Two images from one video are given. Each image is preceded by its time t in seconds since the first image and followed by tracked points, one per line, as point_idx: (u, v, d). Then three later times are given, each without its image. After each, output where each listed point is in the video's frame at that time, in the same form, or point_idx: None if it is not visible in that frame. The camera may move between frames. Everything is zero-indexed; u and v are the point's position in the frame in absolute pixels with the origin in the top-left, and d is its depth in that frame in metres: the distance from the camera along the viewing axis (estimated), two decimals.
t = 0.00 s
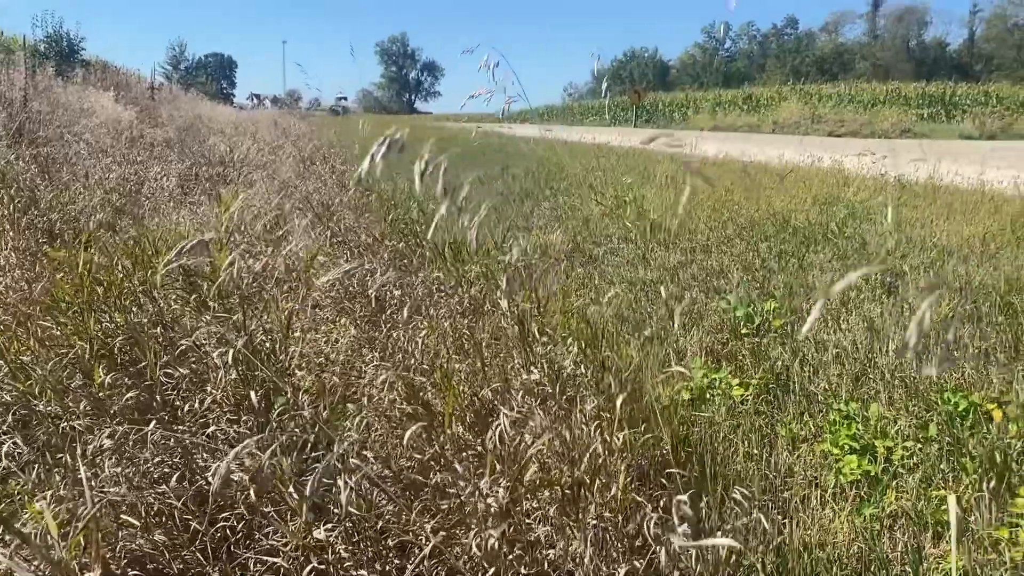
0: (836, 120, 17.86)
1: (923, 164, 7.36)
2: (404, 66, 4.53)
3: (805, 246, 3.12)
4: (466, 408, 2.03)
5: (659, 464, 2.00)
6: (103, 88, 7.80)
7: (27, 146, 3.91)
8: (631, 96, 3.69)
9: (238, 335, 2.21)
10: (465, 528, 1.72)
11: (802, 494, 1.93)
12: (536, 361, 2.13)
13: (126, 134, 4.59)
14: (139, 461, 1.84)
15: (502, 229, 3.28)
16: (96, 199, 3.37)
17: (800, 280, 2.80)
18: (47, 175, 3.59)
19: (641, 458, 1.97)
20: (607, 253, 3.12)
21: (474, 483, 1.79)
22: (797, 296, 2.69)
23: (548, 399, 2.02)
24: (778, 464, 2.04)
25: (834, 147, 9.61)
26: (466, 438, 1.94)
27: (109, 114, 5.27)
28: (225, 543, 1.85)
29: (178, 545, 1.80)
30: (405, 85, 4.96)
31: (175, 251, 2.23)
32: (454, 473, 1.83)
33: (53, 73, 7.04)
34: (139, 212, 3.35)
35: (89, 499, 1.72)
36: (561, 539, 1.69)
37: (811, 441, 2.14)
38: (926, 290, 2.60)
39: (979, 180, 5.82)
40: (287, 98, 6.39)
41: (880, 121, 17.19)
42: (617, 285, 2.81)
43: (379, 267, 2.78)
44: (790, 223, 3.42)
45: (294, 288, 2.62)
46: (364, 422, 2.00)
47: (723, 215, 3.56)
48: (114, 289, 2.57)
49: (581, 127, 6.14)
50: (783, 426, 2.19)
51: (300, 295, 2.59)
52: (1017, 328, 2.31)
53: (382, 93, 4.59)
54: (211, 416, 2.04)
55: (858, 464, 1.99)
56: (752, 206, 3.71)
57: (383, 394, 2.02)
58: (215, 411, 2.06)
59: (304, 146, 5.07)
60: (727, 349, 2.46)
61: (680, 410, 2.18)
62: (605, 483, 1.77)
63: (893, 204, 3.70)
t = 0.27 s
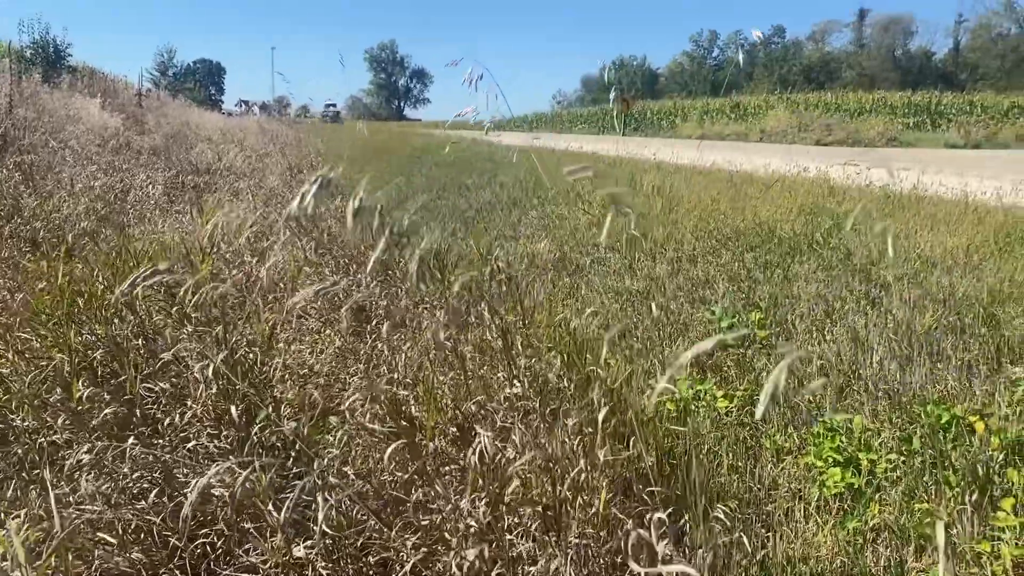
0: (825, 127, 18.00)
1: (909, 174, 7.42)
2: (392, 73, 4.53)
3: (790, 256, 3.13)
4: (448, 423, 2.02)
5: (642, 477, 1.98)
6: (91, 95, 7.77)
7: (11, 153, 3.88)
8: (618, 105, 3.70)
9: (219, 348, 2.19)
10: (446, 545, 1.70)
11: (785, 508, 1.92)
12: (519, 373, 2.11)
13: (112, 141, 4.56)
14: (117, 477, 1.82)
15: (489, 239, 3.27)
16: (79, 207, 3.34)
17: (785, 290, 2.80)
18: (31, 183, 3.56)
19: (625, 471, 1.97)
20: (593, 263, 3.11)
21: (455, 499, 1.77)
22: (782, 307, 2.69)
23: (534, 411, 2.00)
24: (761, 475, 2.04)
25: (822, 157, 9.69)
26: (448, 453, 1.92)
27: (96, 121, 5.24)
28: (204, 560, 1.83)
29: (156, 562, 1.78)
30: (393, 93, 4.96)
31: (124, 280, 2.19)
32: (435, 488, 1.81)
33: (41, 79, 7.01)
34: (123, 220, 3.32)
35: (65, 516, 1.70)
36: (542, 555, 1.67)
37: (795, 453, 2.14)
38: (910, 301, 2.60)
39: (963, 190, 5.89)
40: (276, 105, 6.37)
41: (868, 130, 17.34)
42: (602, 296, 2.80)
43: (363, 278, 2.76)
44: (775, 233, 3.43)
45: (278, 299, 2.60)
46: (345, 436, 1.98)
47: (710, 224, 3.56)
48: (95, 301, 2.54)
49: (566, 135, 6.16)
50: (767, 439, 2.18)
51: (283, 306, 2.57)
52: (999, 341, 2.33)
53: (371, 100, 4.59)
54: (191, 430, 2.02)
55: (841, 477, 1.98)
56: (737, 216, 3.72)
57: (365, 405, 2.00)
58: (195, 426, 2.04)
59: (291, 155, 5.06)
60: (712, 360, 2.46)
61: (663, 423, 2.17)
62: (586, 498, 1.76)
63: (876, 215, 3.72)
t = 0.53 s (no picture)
0: (815, 137, 18.14)
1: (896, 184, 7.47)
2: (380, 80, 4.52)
3: (775, 266, 3.14)
4: (429, 435, 2.01)
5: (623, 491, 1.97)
6: (81, 102, 7.75)
7: None
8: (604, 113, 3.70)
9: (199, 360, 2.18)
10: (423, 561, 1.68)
11: (766, 521, 1.91)
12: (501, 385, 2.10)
13: (98, 149, 4.54)
14: (93, 492, 1.80)
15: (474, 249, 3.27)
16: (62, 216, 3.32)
17: (770, 301, 2.81)
18: (14, 192, 3.54)
19: (607, 485, 1.97)
20: (579, 273, 3.11)
21: (434, 514, 1.76)
22: (766, 317, 2.69)
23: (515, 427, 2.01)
24: (743, 488, 2.04)
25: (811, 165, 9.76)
26: (428, 467, 1.91)
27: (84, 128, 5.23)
28: None
29: None
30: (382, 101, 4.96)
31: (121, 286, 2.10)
32: (414, 503, 1.80)
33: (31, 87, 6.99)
34: (106, 228, 3.30)
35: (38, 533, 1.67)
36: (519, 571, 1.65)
37: (778, 466, 2.14)
38: (893, 312, 2.61)
39: (948, 201, 5.93)
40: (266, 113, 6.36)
41: (857, 140, 17.48)
42: (586, 306, 2.80)
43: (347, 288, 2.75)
44: (760, 243, 3.44)
45: (260, 310, 2.59)
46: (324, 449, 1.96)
47: (696, 233, 3.57)
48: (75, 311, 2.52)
49: (554, 143, 6.17)
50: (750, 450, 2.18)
51: (266, 317, 2.56)
52: (981, 352, 2.33)
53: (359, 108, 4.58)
54: (169, 444, 2.00)
55: (823, 489, 1.93)
56: (722, 226, 3.73)
57: (346, 422, 2.01)
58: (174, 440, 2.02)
59: (280, 163, 5.05)
60: (695, 370, 2.45)
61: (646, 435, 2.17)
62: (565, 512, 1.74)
63: (860, 226, 3.74)
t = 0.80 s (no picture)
0: (802, 146, 18.32)
1: (880, 195, 7.55)
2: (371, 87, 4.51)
3: (759, 275, 3.14)
4: (411, 448, 1.99)
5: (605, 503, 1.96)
6: (66, 109, 7.70)
7: None
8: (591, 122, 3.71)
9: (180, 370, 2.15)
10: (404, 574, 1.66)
11: (751, 533, 1.89)
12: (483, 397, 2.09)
13: (82, 157, 4.50)
14: (70, 505, 1.77)
15: (460, 258, 3.26)
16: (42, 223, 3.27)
17: (755, 310, 2.81)
18: None
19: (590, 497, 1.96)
20: (565, 282, 3.11)
21: (415, 527, 1.73)
22: (751, 328, 2.70)
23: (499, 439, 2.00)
24: (727, 499, 2.01)
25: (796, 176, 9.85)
26: (410, 480, 1.89)
27: (68, 136, 5.18)
28: None
29: None
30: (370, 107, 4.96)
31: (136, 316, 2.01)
32: (396, 516, 1.77)
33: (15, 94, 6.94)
34: (87, 236, 3.26)
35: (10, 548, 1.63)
36: None
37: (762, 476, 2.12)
38: (876, 322, 2.62)
39: (932, 210, 5.99)
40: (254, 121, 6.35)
41: (844, 148, 17.66)
42: (572, 315, 2.80)
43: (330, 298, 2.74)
44: (744, 252, 3.45)
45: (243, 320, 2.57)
46: (305, 462, 1.93)
47: (681, 242, 3.57)
48: (53, 321, 2.48)
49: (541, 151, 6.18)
50: (734, 460, 2.17)
51: (248, 328, 2.54)
52: (962, 362, 2.34)
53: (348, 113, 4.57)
54: (150, 457, 1.95)
55: (805, 501, 1.93)
56: (706, 234, 3.74)
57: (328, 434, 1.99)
58: (153, 452, 1.99)
59: (267, 171, 5.03)
60: (680, 380, 2.45)
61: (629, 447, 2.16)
62: (547, 524, 1.72)
63: (843, 236, 3.77)
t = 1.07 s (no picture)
0: (790, 155, 18.46)
1: (864, 205, 7.63)
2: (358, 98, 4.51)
3: (743, 283, 3.15)
4: (392, 459, 1.97)
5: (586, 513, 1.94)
6: (52, 115, 7.64)
7: None
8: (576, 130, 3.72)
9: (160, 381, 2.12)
10: None
11: (733, 543, 1.88)
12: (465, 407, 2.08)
13: (65, 164, 4.46)
14: (46, 518, 1.73)
15: (445, 268, 3.26)
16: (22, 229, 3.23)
17: (739, 319, 2.81)
18: None
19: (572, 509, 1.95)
20: (550, 291, 3.10)
21: (395, 540, 1.71)
22: (735, 337, 2.70)
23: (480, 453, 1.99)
24: (709, 509, 1.99)
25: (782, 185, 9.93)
26: (391, 492, 1.87)
27: (52, 143, 5.13)
28: None
29: None
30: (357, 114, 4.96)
31: (118, 335, 1.87)
32: (376, 529, 1.75)
33: None
34: (68, 243, 3.22)
35: None
36: None
37: (745, 486, 2.09)
38: (859, 331, 2.63)
39: (915, 219, 6.03)
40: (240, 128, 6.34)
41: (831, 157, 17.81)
42: (557, 325, 2.80)
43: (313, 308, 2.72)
44: (729, 261, 3.46)
45: (225, 329, 2.54)
46: (285, 473, 1.91)
47: (666, 250, 3.58)
48: (31, 329, 2.45)
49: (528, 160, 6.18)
50: (717, 469, 2.16)
51: (230, 337, 2.51)
52: (945, 371, 2.35)
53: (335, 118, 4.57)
54: (127, 469, 1.93)
55: (788, 511, 1.91)
56: (691, 243, 3.75)
57: (307, 446, 1.97)
58: (132, 464, 1.96)
59: (253, 179, 5.00)
60: (664, 390, 2.45)
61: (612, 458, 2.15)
62: (528, 536, 1.71)
63: (827, 245, 3.78)
